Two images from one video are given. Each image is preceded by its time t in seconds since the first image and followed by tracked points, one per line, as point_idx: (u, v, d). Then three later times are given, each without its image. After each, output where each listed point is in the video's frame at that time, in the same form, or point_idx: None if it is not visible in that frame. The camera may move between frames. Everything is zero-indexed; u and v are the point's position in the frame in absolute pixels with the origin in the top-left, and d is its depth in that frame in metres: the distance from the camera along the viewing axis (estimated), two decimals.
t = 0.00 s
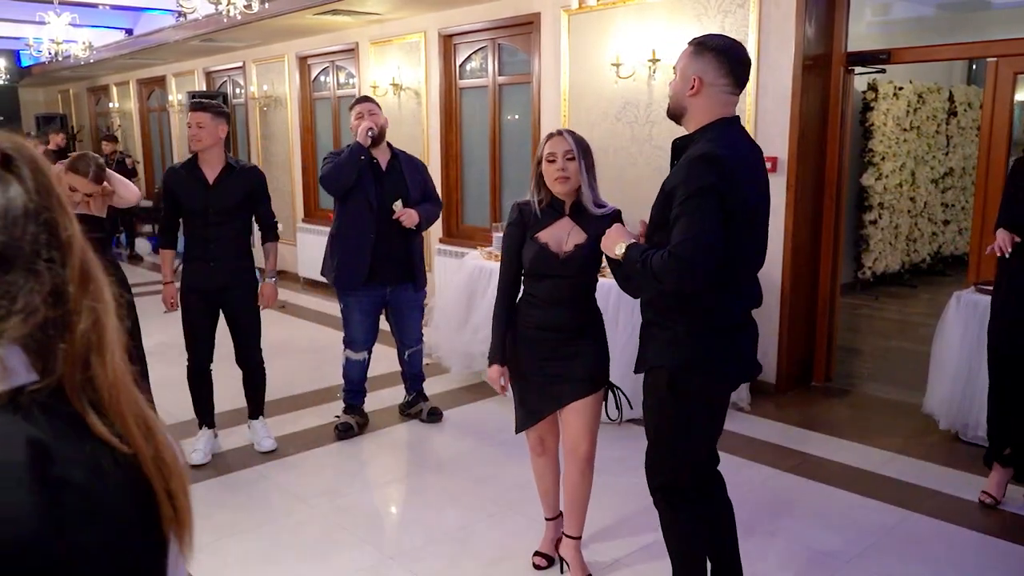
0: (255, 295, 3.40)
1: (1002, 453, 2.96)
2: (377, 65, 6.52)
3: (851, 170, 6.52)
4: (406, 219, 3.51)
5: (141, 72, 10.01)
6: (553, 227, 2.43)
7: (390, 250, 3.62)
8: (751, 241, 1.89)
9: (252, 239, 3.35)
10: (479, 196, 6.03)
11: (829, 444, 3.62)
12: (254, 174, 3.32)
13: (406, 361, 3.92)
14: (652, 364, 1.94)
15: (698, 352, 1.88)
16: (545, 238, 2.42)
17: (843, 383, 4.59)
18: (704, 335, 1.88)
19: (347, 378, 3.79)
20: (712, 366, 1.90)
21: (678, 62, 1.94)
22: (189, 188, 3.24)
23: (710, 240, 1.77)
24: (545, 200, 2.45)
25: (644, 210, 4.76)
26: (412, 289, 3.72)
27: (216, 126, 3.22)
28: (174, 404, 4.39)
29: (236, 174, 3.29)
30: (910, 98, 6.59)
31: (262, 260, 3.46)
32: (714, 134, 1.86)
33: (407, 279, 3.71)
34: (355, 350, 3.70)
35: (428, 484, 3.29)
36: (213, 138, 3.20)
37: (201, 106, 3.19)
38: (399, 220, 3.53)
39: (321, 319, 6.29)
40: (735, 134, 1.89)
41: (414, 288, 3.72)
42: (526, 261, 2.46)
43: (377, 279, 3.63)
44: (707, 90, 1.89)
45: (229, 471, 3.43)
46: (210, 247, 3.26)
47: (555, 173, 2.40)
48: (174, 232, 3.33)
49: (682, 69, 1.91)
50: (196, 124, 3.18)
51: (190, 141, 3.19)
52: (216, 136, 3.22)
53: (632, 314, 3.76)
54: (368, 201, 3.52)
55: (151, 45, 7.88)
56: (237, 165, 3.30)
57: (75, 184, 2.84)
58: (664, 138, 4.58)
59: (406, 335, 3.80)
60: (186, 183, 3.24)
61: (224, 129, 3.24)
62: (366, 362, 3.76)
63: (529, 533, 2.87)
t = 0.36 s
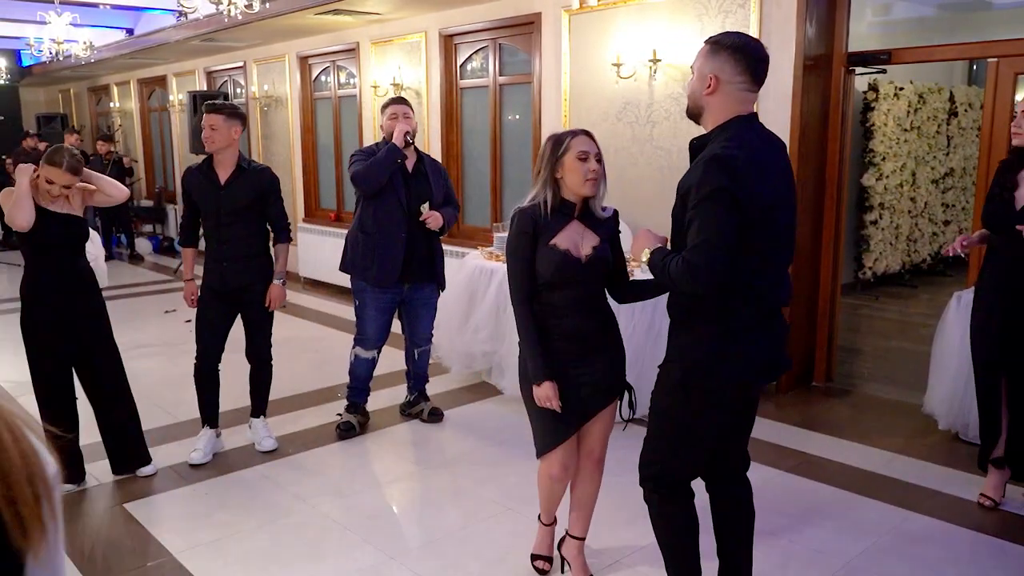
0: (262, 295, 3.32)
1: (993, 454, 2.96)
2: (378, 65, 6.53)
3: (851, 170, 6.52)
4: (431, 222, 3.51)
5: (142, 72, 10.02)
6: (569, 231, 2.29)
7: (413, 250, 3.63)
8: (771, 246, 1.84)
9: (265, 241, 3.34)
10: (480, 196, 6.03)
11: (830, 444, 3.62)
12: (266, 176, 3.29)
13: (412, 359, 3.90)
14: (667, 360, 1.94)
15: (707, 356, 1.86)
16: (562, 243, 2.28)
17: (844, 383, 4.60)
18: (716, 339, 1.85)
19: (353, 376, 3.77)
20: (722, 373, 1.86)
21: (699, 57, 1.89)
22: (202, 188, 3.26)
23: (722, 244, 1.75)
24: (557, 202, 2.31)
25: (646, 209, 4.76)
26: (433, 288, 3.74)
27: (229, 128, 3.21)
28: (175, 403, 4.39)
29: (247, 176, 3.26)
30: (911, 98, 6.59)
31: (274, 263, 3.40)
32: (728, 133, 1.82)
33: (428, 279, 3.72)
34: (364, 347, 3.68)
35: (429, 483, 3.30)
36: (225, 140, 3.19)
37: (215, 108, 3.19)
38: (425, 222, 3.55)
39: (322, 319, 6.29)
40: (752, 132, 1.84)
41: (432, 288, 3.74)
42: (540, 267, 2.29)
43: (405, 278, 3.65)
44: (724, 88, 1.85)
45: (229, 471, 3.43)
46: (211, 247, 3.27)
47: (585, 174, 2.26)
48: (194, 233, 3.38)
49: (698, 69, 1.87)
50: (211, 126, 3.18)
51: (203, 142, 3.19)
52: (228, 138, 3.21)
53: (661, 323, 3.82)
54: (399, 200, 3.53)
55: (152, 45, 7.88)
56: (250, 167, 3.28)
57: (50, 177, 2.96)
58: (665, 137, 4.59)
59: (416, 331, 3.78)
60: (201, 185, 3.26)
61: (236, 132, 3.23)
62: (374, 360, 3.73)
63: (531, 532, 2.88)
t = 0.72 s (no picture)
0: (261, 292, 3.32)
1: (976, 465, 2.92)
2: (377, 64, 6.53)
3: (849, 170, 6.52)
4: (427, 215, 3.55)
5: (141, 72, 10.02)
6: (589, 233, 2.18)
7: (404, 247, 3.65)
8: (784, 248, 1.79)
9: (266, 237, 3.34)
10: (479, 195, 6.02)
11: (827, 443, 3.62)
12: (265, 173, 3.28)
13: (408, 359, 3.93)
14: (679, 365, 1.93)
15: (711, 359, 1.84)
16: (588, 244, 2.16)
17: (842, 382, 4.60)
18: (723, 342, 1.83)
19: (345, 376, 3.79)
20: (723, 378, 1.84)
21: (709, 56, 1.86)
22: (202, 185, 3.26)
23: (726, 243, 1.72)
24: (574, 202, 2.19)
25: (644, 209, 4.76)
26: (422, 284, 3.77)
27: (225, 125, 3.19)
28: (172, 403, 4.39)
29: (246, 173, 3.26)
30: (909, 98, 6.60)
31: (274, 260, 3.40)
32: (743, 131, 1.79)
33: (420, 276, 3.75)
34: (356, 349, 3.70)
35: (426, 482, 3.30)
36: (222, 138, 3.18)
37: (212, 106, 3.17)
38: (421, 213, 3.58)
39: (320, 318, 6.29)
40: (769, 131, 1.80)
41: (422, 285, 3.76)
42: (568, 271, 2.14)
43: (398, 277, 3.66)
44: (742, 84, 1.82)
45: (226, 470, 3.43)
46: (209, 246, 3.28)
47: (600, 172, 2.18)
48: (196, 229, 3.40)
49: (713, 65, 1.84)
50: (208, 125, 3.17)
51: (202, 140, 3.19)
52: (225, 135, 3.20)
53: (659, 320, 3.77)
54: (389, 195, 3.54)
55: (151, 44, 7.88)
56: (249, 164, 3.27)
57: (32, 161, 2.97)
58: (664, 137, 4.59)
59: (407, 330, 3.81)
60: (202, 183, 3.27)
61: (233, 129, 3.21)
62: (366, 362, 3.75)
63: (527, 530, 2.88)
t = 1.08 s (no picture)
0: (245, 291, 3.32)
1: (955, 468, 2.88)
2: (364, 63, 6.52)
3: (834, 169, 6.56)
4: (381, 217, 3.52)
5: (127, 70, 9.97)
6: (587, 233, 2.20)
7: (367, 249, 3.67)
8: (785, 241, 1.79)
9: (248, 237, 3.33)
10: (466, 195, 6.02)
11: (811, 440, 3.65)
12: (248, 172, 3.28)
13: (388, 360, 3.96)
14: (680, 365, 1.94)
15: (714, 361, 1.84)
16: (591, 245, 2.18)
17: (826, 380, 4.63)
18: (726, 338, 1.83)
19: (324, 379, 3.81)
20: (724, 378, 1.85)
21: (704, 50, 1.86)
22: (184, 183, 3.24)
23: (725, 234, 1.71)
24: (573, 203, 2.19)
25: (630, 208, 4.77)
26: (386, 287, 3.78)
27: (210, 123, 3.19)
28: (157, 403, 4.37)
29: (229, 172, 3.26)
30: (894, 97, 6.64)
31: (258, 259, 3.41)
32: (743, 126, 1.79)
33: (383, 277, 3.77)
34: (331, 353, 3.74)
35: (412, 481, 3.30)
36: (206, 135, 3.18)
37: (196, 103, 3.16)
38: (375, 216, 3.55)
39: (306, 318, 6.27)
40: (770, 124, 1.81)
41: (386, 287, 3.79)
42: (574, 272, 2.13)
43: (359, 279, 3.68)
44: (739, 78, 1.81)
45: (210, 471, 3.42)
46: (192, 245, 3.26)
47: (595, 169, 2.19)
48: (173, 228, 3.36)
49: (709, 61, 1.84)
50: (192, 122, 3.15)
51: (185, 138, 3.17)
52: (210, 133, 3.19)
53: (644, 319, 3.78)
54: (345, 202, 3.55)
55: (136, 43, 7.84)
56: (232, 163, 3.27)
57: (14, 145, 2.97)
58: (650, 136, 4.60)
59: (383, 332, 3.86)
60: (185, 184, 3.25)
61: (217, 127, 3.21)
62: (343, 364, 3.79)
63: (513, 529, 2.89)
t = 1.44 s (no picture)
0: (210, 295, 3.32)
1: (919, 464, 2.94)
2: (333, 64, 6.49)
3: (802, 168, 6.64)
4: (353, 208, 3.52)
5: (93, 71, 9.83)
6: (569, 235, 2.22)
7: (333, 249, 3.65)
8: (775, 243, 1.80)
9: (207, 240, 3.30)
10: (437, 195, 6.01)
11: (777, 437, 3.69)
12: (206, 174, 3.28)
13: (356, 359, 3.95)
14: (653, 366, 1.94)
15: (712, 364, 1.82)
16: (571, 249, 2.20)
17: (794, 377, 4.68)
18: (721, 342, 1.82)
19: (293, 379, 3.80)
20: (719, 379, 1.83)
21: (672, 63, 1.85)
22: (140, 188, 3.17)
23: (721, 236, 1.70)
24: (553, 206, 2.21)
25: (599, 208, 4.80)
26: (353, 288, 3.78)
27: (169, 126, 3.15)
28: (122, 408, 4.31)
29: (188, 175, 3.23)
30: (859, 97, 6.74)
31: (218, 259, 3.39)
32: (735, 131, 1.79)
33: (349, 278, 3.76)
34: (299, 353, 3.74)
35: (381, 483, 3.29)
36: (166, 139, 3.14)
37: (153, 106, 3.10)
38: (347, 208, 3.55)
39: (277, 320, 6.23)
40: (753, 128, 1.82)
41: (355, 287, 3.79)
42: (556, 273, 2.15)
43: (325, 280, 3.68)
44: (712, 83, 1.80)
45: (176, 476, 3.38)
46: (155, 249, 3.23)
47: (575, 171, 2.19)
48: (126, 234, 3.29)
49: (680, 67, 1.82)
50: (151, 124, 3.10)
51: (143, 141, 3.11)
52: (169, 136, 3.16)
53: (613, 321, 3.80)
54: (310, 207, 3.53)
55: (102, 43, 7.74)
56: (190, 165, 3.25)
57: None
58: (618, 136, 4.62)
59: (351, 332, 3.84)
60: (141, 188, 3.18)
61: (175, 130, 3.18)
62: (311, 364, 3.79)
63: (483, 530, 2.90)
